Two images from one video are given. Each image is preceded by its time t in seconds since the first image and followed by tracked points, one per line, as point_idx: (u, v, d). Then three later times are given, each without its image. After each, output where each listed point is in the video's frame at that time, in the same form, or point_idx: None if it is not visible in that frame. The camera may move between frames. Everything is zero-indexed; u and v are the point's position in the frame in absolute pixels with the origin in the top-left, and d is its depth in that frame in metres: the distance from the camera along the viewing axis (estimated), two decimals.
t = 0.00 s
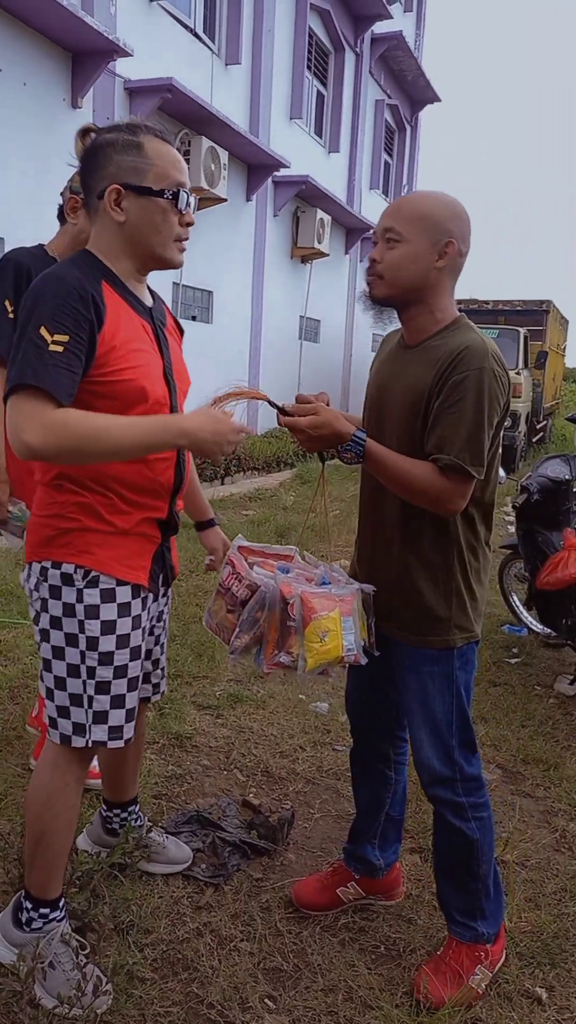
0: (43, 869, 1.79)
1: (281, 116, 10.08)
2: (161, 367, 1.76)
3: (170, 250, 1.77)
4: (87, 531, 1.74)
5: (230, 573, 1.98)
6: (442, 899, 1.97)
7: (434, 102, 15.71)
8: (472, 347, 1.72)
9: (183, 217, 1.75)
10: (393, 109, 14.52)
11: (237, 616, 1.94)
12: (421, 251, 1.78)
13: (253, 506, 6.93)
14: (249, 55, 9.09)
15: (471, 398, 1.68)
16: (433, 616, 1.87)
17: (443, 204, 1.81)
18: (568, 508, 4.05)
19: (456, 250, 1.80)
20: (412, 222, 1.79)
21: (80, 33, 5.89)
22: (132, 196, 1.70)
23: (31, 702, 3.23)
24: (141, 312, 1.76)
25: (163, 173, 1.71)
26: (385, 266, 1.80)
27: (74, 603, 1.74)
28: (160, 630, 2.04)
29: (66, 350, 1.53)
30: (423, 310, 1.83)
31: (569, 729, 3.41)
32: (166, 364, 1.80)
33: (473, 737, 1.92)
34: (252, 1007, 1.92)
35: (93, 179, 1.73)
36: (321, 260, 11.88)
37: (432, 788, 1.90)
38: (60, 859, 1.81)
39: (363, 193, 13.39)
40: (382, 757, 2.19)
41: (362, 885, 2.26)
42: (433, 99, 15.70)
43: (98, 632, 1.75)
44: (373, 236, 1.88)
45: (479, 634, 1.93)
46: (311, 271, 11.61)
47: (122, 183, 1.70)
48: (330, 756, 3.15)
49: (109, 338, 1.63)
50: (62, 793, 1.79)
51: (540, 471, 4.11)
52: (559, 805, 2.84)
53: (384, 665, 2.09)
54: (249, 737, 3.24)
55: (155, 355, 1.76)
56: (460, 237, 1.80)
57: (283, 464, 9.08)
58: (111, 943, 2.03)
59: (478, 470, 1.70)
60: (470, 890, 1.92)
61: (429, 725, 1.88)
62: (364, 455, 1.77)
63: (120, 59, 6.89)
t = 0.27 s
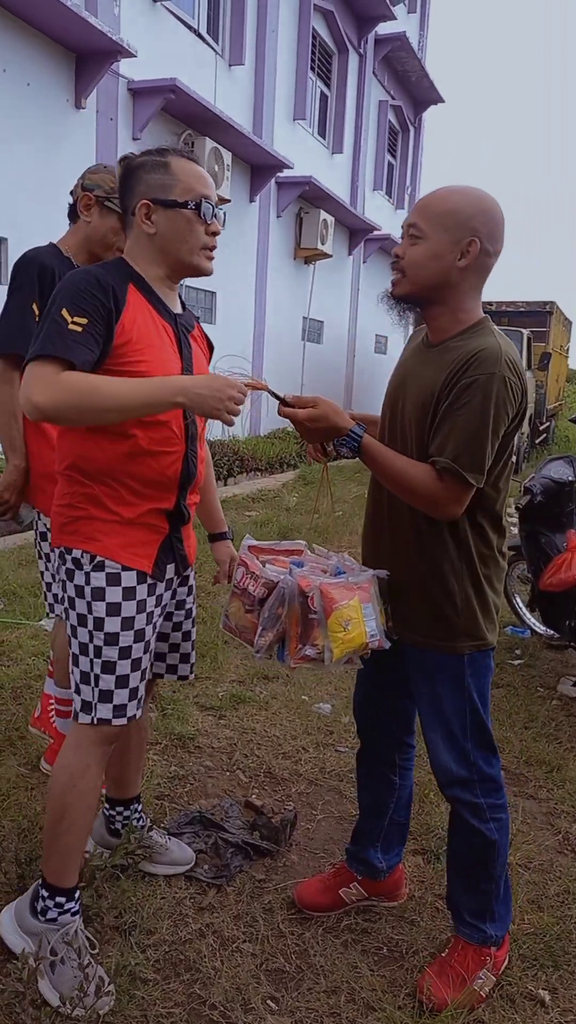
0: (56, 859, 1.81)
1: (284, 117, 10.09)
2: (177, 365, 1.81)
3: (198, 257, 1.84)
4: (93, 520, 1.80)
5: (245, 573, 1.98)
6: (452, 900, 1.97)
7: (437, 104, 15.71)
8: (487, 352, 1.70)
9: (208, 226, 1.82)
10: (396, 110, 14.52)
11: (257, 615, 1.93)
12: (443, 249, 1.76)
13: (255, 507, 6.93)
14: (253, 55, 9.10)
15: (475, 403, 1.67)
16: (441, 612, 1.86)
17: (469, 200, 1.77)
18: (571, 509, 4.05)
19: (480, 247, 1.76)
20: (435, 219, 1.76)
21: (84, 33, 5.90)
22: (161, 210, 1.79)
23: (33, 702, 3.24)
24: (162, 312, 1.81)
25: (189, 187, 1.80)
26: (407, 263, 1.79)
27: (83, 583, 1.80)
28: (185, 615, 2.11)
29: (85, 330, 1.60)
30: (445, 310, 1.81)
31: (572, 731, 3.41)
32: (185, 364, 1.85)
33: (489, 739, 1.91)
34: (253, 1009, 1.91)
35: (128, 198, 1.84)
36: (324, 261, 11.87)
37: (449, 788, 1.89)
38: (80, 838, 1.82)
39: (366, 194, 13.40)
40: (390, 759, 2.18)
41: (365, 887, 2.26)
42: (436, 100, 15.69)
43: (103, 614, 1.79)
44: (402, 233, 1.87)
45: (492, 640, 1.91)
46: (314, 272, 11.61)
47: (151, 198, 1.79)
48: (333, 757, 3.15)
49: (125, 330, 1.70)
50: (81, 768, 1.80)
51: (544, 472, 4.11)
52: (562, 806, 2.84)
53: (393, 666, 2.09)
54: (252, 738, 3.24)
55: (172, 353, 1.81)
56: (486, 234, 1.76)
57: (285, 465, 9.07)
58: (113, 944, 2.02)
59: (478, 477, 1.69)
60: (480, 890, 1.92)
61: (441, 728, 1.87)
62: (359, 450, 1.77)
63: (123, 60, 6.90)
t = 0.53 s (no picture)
0: (65, 836, 1.85)
1: (286, 115, 10.10)
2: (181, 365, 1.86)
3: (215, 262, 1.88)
4: (93, 510, 1.84)
5: (258, 577, 1.99)
6: (452, 898, 1.98)
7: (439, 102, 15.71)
8: (491, 348, 1.70)
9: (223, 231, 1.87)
10: (398, 109, 14.52)
11: (278, 617, 1.94)
12: (450, 245, 1.75)
13: (256, 506, 6.93)
14: (254, 54, 9.11)
15: (477, 400, 1.67)
16: (443, 610, 1.88)
17: (479, 195, 1.75)
18: (571, 509, 4.06)
19: (487, 242, 1.75)
20: (443, 215, 1.76)
21: (84, 30, 5.91)
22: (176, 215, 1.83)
23: (34, 700, 3.26)
24: (170, 314, 1.87)
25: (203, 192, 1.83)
26: (415, 260, 1.80)
27: (81, 572, 1.83)
28: (186, 618, 2.14)
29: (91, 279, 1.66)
30: (454, 307, 1.82)
31: (571, 729, 3.42)
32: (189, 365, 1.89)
33: (489, 741, 1.92)
34: (254, 1005, 1.93)
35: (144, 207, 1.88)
36: (325, 260, 11.89)
37: (449, 788, 1.91)
38: (74, 823, 1.84)
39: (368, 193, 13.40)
40: (391, 760, 2.20)
41: (364, 884, 2.27)
42: (438, 98, 15.69)
43: (97, 601, 1.81)
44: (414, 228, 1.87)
45: (495, 642, 1.92)
46: (315, 271, 11.62)
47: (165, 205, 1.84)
48: (333, 755, 3.16)
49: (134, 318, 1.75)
50: (79, 751, 1.84)
51: (544, 471, 4.12)
52: (561, 804, 2.85)
53: (393, 666, 2.10)
54: (252, 736, 3.26)
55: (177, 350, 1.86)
56: (495, 229, 1.75)
57: (286, 464, 9.08)
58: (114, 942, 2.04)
59: (479, 474, 1.69)
60: (480, 889, 1.93)
61: (441, 729, 1.89)
62: (361, 444, 1.80)
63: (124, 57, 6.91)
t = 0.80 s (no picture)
0: (54, 824, 1.88)
1: (285, 110, 10.08)
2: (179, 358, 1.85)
3: (203, 255, 1.88)
4: (93, 505, 1.84)
5: (250, 571, 1.98)
6: (450, 893, 1.99)
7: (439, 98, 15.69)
8: (491, 342, 1.69)
9: (213, 225, 1.86)
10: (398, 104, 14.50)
11: (270, 610, 1.94)
12: (452, 240, 1.75)
13: (255, 502, 6.93)
14: (254, 48, 9.08)
15: (476, 394, 1.67)
16: (441, 606, 1.88)
17: (482, 189, 1.75)
18: (570, 505, 4.06)
19: (490, 236, 1.74)
20: (445, 210, 1.76)
21: (83, 23, 5.89)
22: (166, 210, 1.84)
23: (33, 694, 3.26)
24: (169, 308, 1.86)
25: (190, 186, 1.84)
26: (417, 254, 1.80)
27: (79, 565, 1.84)
28: (187, 611, 2.14)
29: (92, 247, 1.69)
30: (456, 302, 1.81)
31: (569, 725, 3.43)
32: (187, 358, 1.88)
33: (488, 737, 1.92)
34: (252, 999, 1.93)
35: (139, 202, 1.90)
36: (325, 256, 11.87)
37: (448, 785, 1.91)
38: (60, 811, 1.86)
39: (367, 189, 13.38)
40: (392, 756, 2.20)
41: (362, 879, 2.27)
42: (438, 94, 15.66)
43: (95, 595, 1.82)
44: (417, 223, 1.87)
45: (495, 636, 1.92)
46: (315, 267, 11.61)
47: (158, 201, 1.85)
48: (332, 750, 3.16)
49: (132, 310, 1.74)
50: (67, 742, 1.86)
51: (543, 467, 4.12)
52: (559, 799, 2.86)
53: (393, 663, 2.10)
54: (251, 731, 3.26)
55: (174, 343, 1.85)
56: (498, 224, 1.74)
57: (285, 460, 9.08)
58: (111, 936, 2.03)
59: (478, 469, 1.68)
60: (479, 883, 1.93)
61: (440, 725, 1.89)
62: (359, 441, 1.80)
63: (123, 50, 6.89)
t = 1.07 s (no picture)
0: (53, 830, 1.88)
1: (285, 110, 10.07)
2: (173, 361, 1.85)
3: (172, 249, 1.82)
4: (86, 507, 1.84)
5: (244, 567, 1.98)
6: (449, 892, 1.98)
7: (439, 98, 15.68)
8: (492, 345, 1.69)
9: (184, 220, 1.82)
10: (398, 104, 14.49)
11: (262, 607, 1.94)
12: (454, 239, 1.74)
13: (255, 501, 6.93)
14: (254, 47, 9.07)
15: (476, 397, 1.66)
16: (439, 606, 1.87)
17: (484, 188, 1.74)
18: (570, 504, 4.06)
19: (492, 236, 1.73)
20: (447, 209, 1.75)
21: (82, 22, 5.88)
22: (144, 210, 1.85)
23: (33, 694, 3.25)
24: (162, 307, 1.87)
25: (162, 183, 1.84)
26: (419, 253, 1.80)
27: (73, 567, 1.84)
28: (185, 611, 2.13)
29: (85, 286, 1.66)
30: (456, 301, 1.80)
31: (569, 724, 3.42)
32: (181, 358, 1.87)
33: (486, 736, 1.91)
34: (252, 999, 1.93)
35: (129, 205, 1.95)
36: (325, 255, 11.86)
37: (446, 784, 1.90)
38: (59, 813, 1.86)
39: (367, 188, 13.37)
40: (390, 755, 2.20)
41: (363, 878, 2.26)
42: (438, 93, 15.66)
43: (89, 596, 1.82)
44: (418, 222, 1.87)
45: (491, 635, 1.91)
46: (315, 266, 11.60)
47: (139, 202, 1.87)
48: (332, 750, 3.16)
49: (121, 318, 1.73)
50: (63, 746, 1.86)
51: (543, 466, 4.11)
52: (558, 798, 2.85)
53: (391, 662, 2.10)
54: (251, 730, 3.25)
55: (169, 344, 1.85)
56: (499, 224, 1.73)
57: (285, 459, 9.07)
58: (110, 936, 2.03)
59: (477, 472, 1.68)
60: (477, 882, 1.93)
61: (438, 724, 1.88)
62: (358, 442, 1.79)
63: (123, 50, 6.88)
